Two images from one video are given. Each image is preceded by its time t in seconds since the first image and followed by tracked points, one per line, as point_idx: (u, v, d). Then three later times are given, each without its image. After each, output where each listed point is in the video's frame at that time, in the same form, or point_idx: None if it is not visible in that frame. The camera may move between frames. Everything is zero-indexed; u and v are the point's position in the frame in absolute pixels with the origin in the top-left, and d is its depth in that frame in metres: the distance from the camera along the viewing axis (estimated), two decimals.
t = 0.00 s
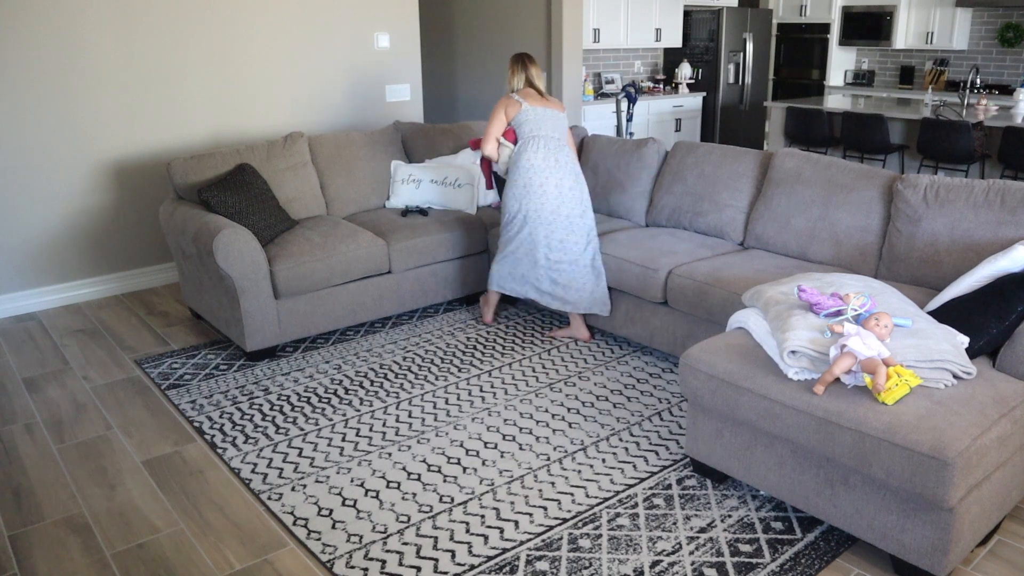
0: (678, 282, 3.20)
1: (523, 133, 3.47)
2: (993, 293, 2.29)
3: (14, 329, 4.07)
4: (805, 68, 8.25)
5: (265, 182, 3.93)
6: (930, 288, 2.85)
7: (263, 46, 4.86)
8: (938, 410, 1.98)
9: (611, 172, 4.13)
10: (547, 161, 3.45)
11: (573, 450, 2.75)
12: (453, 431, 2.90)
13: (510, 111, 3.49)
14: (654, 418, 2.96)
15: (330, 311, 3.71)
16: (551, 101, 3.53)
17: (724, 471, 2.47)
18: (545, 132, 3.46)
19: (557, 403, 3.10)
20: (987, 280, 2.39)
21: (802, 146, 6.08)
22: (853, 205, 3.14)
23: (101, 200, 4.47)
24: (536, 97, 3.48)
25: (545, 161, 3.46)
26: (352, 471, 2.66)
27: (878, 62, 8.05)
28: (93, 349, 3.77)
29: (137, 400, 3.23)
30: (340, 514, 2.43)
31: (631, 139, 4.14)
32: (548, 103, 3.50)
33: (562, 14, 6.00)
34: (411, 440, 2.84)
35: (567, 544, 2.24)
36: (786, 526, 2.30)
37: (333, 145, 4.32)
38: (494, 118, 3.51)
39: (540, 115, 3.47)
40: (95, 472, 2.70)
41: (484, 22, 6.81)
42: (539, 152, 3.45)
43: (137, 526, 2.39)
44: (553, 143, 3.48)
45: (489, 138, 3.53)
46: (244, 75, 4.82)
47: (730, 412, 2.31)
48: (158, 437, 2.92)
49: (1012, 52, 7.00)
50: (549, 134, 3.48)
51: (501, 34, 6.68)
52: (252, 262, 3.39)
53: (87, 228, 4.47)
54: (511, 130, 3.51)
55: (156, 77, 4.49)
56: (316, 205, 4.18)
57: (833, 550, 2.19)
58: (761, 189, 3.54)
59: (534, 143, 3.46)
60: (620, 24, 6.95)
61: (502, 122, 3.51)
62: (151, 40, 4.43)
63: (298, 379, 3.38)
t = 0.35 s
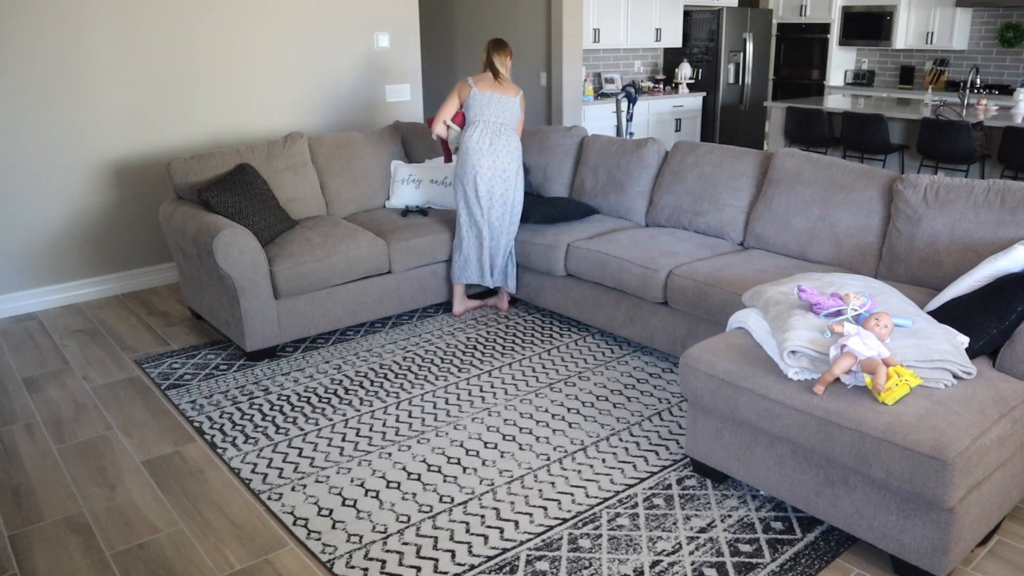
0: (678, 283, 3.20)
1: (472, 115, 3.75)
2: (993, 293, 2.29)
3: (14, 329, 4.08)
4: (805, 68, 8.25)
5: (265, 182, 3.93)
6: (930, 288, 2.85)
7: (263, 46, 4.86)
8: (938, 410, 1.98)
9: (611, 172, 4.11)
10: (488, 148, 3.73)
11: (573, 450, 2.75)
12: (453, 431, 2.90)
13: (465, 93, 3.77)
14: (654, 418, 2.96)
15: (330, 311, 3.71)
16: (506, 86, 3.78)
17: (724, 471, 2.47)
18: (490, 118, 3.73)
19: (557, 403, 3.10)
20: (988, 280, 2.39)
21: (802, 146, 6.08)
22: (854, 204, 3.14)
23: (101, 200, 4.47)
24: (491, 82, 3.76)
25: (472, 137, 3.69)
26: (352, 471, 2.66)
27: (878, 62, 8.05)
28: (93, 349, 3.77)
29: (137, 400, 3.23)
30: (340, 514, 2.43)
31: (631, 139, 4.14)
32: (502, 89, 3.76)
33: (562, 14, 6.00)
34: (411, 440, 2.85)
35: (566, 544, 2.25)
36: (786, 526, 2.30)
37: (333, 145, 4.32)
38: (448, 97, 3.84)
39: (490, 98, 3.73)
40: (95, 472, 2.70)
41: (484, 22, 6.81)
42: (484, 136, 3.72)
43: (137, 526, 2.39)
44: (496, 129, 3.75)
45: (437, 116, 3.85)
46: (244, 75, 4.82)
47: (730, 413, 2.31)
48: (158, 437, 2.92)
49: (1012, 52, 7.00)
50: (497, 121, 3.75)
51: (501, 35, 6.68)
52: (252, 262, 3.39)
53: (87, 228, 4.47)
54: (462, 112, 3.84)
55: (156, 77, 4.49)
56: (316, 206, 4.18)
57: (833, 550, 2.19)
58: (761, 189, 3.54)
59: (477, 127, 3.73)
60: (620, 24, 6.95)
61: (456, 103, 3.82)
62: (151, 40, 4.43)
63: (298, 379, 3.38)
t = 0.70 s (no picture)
0: (678, 283, 3.20)
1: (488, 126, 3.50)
2: (993, 294, 2.29)
3: (14, 329, 4.08)
4: (805, 68, 8.25)
5: (265, 182, 3.93)
6: (930, 288, 2.85)
7: (263, 46, 4.86)
8: (938, 410, 1.98)
9: (611, 172, 4.12)
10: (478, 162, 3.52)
11: (573, 450, 2.75)
12: (453, 431, 2.90)
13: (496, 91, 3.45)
14: (654, 418, 2.96)
15: (330, 311, 3.71)
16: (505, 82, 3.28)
17: (723, 472, 2.47)
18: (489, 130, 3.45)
19: (557, 403, 3.10)
20: (988, 280, 2.39)
21: (803, 146, 6.08)
22: (854, 204, 3.14)
23: (101, 200, 4.47)
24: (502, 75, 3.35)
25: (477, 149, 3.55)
26: (352, 471, 2.66)
27: (878, 62, 8.05)
28: (93, 349, 3.78)
29: (137, 400, 3.23)
30: (340, 514, 2.43)
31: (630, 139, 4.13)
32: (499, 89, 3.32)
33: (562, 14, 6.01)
34: (411, 440, 2.84)
35: (566, 544, 2.25)
36: (786, 526, 2.30)
37: (333, 145, 4.32)
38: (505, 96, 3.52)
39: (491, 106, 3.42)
40: (95, 472, 2.70)
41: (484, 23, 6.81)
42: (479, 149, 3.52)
43: (137, 526, 2.39)
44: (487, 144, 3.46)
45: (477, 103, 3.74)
46: (244, 75, 4.82)
47: (730, 413, 2.31)
48: (158, 437, 2.92)
49: (1012, 52, 7.00)
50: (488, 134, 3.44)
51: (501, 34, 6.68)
52: (252, 262, 3.39)
53: (87, 228, 4.47)
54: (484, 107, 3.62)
55: (156, 77, 4.50)
56: (316, 206, 4.18)
57: (833, 550, 2.19)
58: (761, 189, 3.54)
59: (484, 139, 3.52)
60: (620, 24, 6.95)
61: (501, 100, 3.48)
62: (151, 41, 4.43)
63: (298, 379, 3.38)
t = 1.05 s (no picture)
0: (678, 283, 3.20)
1: (470, 118, 3.63)
2: (993, 294, 2.29)
3: (14, 329, 4.08)
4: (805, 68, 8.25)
5: (265, 182, 3.93)
6: (930, 288, 2.85)
7: (263, 47, 4.86)
8: (938, 410, 1.98)
9: (611, 172, 4.12)
10: (487, 150, 3.63)
11: (573, 450, 2.75)
12: (453, 431, 2.90)
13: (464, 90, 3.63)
14: (654, 418, 2.96)
15: (330, 311, 3.71)
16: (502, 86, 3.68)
17: (723, 471, 2.47)
18: (489, 119, 3.63)
19: (557, 403, 3.10)
20: (988, 280, 2.39)
21: (803, 146, 6.08)
22: (854, 204, 3.14)
23: (101, 200, 4.47)
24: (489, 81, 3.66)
25: (471, 140, 3.61)
26: (352, 471, 2.66)
27: (878, 62, 8.05)
28: (93, 349, 3.78)
29: (137, 400, 3.23)
30: (340, 514, 2.43)
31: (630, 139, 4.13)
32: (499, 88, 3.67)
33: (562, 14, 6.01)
34: (411, 440, 2.85)
35: (567, 544, 2.25)
36: (786, 526, 2.30)
37: (333, 145, 4.32)
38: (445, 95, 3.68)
39: (487, 99, 3.63)
40: (95, 472, 2.70)
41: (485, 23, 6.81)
42: (483, 138, 3.63)
43: (137, 526, 2.39)
44: (495, 131, 3.65)
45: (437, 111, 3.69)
46: (244, 75, 4.82)
47: (730, 413, 2.31)
48: (158, 437, 2.92)
49: (1012, 52, 7.00)
50: (495, 123, 3.65)
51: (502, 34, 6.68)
52: (252, 262, 3.39)
53: (87, 228, 4.47)
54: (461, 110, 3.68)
55: (157, 78, 4.50)
56: (316, 206, 4.18)
57: (833, 550, 2.19)
58: (761, 189, 3.54)
59: (475, 129, 3.63)
60: (620, 24, 6.95)
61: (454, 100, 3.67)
62: (151, 41, 4.43)
63: (298, 379, 3.38)
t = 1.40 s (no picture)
0: (678, 283, 3.20)
1: (471, 119, 3.66)
2: (993, 294, 2.29)
3: (14, 329, 4.08)
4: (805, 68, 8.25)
5: (265, 182, 3.92)
6: (930, 288, 2.85)
7: (263, 47, 4.86)
8: (937, 410, 1.98)
9: (611, 171, 4.12)
10: (495, 147, 3.66)
11: (573, 450, 2.75)
12: (453, 431, 2.90)
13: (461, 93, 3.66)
14: (654, 418, 2.96)
15: (330, 311, 3.71)
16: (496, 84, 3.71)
17: (723, 471, 2.47)
18: (492, 118, 3.67)
19: (557, 403, 3.10)
20: (988, 280, 2.39)
21: (803, 146, 6.08)
22: (854, 204, 3.14)
23: (101, 200, 4.47)
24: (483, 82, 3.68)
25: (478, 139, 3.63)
26: (352, 471, 2.66)
27: (878, 62, 8.05)
28: (93, 349, 3.78)
29: (137, 400, 3.23)
30: (340, 514, 2.43)
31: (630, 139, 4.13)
32: (496, 88, 3.70)
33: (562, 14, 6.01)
34: (411, 440, 2.85)
35: (567, 544, 2.25)
36: (786, 526, 2.30)
37: (333, 145, 4.32)
38: (444, 97, 3.67)
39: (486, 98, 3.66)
40: (94, 472, 2.70)
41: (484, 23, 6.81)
42: (489, 136, 3.65)
43: (137, 526, 2.39)
44: (499, 129, 3.68)
45: (435, 116, 3.70)
46: (244, 75, 4.82)
47: (730, 413, 2.31)
48: (158, 437, 2.92)
49: (1012, 52, 7.00)
50: (498, 120, 3.69)
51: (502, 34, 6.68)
52: (251, 262, 3.39)
53: (86, 228, 4.47)
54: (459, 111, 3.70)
55: (157, 78, 4.50)
56: (316, 206, 4.18)
57: (833, 550, 2.19)
58: (761, 188, 3.54)
59: (479, 129, 3.65)
60: (620, 24, 6.95)
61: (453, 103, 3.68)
62: (150, 41, 4.43)
63: (298, 379, 3.38)
